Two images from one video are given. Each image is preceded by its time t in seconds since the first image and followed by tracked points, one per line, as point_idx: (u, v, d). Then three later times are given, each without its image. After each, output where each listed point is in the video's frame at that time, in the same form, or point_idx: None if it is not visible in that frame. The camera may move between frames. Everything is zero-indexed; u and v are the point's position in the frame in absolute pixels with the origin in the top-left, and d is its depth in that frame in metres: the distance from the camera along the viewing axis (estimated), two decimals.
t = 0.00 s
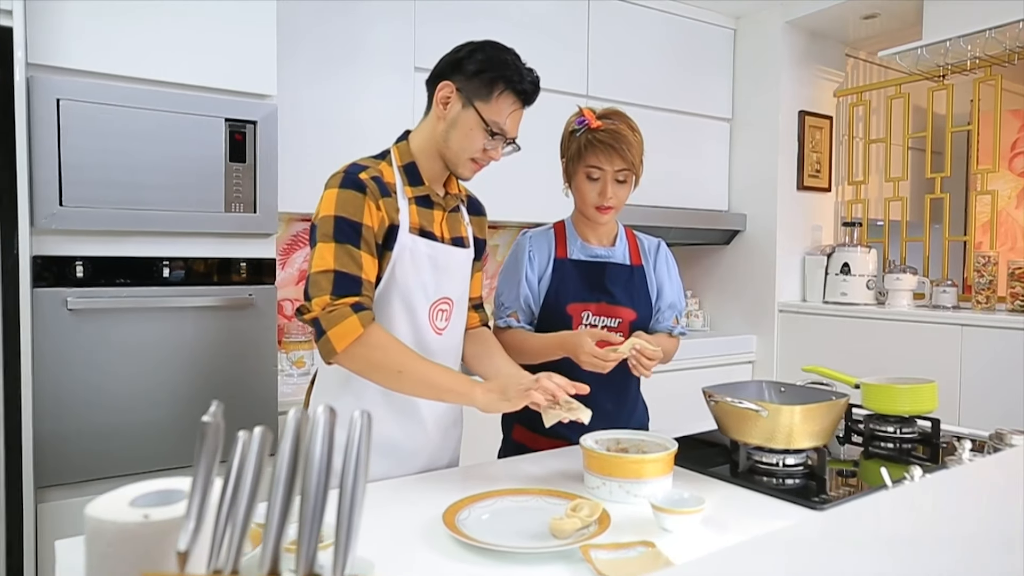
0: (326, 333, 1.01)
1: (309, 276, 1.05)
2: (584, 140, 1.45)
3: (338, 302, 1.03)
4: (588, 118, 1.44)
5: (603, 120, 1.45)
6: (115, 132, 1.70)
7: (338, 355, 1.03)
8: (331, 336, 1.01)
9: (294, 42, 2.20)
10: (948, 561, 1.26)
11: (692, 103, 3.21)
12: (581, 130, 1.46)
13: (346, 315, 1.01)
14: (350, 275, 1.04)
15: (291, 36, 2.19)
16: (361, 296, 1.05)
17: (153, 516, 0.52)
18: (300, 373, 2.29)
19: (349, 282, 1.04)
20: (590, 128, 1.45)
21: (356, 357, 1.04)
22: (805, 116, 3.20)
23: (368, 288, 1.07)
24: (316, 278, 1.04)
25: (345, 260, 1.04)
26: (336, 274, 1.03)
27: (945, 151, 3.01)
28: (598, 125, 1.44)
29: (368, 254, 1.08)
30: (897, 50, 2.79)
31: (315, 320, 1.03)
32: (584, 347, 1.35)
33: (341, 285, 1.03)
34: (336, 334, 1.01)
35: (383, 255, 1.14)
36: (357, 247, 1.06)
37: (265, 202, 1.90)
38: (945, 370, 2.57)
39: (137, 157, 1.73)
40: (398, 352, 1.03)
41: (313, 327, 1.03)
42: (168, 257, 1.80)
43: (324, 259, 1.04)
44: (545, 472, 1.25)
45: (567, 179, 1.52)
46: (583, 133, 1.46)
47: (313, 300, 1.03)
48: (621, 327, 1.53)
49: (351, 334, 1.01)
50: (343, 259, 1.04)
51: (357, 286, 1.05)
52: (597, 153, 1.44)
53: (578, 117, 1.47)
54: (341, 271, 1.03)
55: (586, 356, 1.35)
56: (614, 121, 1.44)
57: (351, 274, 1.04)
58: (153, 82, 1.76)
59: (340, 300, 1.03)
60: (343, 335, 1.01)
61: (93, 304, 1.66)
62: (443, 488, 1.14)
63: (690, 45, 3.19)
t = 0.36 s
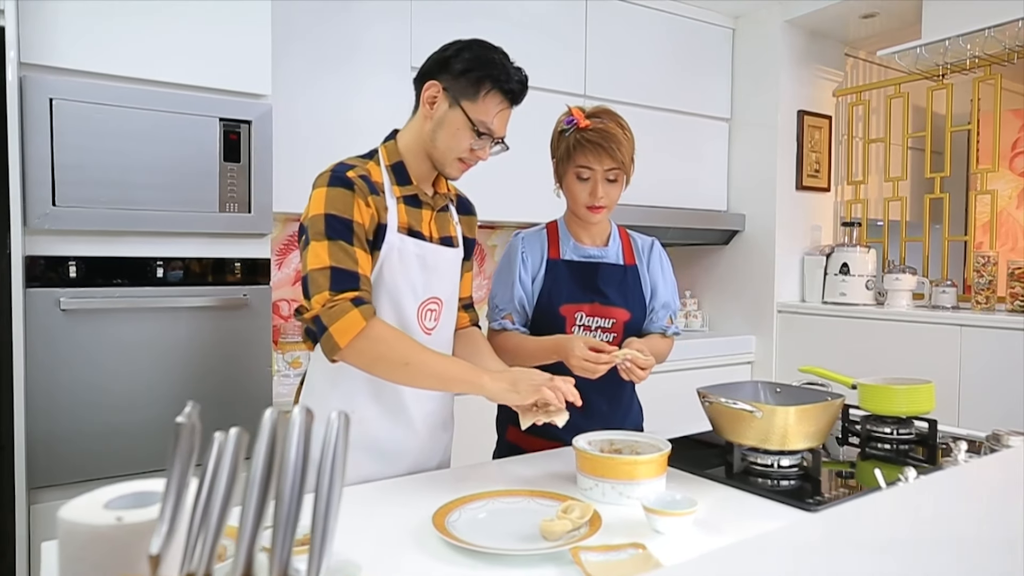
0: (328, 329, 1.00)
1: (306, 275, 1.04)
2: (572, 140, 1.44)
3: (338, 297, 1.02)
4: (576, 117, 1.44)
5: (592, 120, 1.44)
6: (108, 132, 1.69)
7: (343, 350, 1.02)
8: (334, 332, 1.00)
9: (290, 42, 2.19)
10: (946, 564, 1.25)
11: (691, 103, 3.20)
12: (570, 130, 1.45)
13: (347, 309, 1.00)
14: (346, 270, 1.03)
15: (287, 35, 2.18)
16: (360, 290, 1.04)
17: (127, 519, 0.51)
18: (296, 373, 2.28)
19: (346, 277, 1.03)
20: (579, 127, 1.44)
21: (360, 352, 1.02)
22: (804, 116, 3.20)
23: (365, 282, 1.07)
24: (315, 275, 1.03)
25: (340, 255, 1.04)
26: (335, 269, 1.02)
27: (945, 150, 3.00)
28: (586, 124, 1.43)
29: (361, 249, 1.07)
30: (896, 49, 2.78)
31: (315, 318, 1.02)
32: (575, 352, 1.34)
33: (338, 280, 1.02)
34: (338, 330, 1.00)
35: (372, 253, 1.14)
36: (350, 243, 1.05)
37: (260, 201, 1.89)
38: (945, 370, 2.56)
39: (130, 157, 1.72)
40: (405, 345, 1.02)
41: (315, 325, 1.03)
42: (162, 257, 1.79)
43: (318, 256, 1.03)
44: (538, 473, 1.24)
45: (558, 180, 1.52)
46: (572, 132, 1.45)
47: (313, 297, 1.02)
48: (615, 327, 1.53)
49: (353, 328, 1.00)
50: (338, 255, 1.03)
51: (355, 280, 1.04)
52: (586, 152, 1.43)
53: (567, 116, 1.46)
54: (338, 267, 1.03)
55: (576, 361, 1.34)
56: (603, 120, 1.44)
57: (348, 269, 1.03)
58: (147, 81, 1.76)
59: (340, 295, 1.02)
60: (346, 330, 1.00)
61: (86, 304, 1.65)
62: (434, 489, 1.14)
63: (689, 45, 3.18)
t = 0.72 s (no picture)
0: (321, 326, 1.00)
1: (300, 273, 1.04)
2: (566, 139, 1.44)
3: (331, 294, 1.02)
4: (569, 117, 1.43)
5: (585, 119, 1.44)
6: (105, 131, 1.69)
7: (338, 347, 1.02)
8: (328, 329, 1.00)
9: (288, 41, 2.19)
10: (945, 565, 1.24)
11: (690, 103, 3.20)
12: (562, 129, 1.45)
13: (339, 305, 1.00)
14: (339, 267, 1.04)
15: (284, 34, 2.18)
16: (354, 287, 1.04)
17: (107, 520, 0.50)
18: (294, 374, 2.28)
19: (340, 273, 1.03)
20: (572, 127, 1.43)
21: (356, 349, 1.02)
22: (804, 115, 3.19)
23: (360, 279, 1.07)
24: (309, 272, 1.03)
25: (333, 251, 1.04)
26: (328, 265, 1.03)
27: (946, 150, 2.98)
28: (579, 124, 1.43)
29: (356, 246, 1.08)
30: (897, 49, 2.77)
31: (309, 315, 1.02)
32: (571, 351, 1.32)
33: (331, 277, 1.03)
34: (331, 327, 1.00)
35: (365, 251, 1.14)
36: (343, 240, 1.06)
37: (257, 201, 1.89)
38: (945, 370, 2.55)
39: (127, 157, 1.72)
40: (399, 341, 1.01)
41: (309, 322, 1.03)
42: (159, 257, 1.79)
43: (312, 254, 1.04)
44: (534, 474, 1.24)
45: (552, 180, 1.51)
46: (565, 132, 1.44)
47: (306, 295, 1.03)
48: (610, 327, 1.52)
49: (347, 324, 1.00)
50: (331, 252, 1.04)
51: (349, 277, 1.04)
52: (579, 152, 1.43)
53: (561, 115, 1.45)
54: (331, 263, 1.03)
55: (573, 361, 1.32)
56: (596, 119, 1.43)
57: (341, 265, 1.04)
58: (143, 80, 1.76)
59: (333, 292, 1.03)
60: (339, 326, 1.00)
61: (82, 304, 1.65)
62: (428, 490, 1.13)
63: (689, 45, 3.17)
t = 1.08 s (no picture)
0: (312, 333, 1.04)
1: (294, 277, 1.07)
2: (562, 139, 1.44)
3: (321, 301, 1.05)
4: (565, 116, 1.43)
5: (581, 118, 1.43)
6: (103, 131, 1.69)
7: (329, 352, 1.04)
8: (317, 336, 1.03)
9: (286, 41, 2.19)
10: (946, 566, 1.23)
11: (690, 102, 3.19)
12: (558, 129, 1.45)
13: (327, 313, 1.03)
14: (330, 272, 1.06)
15: (282, 34, 2.18)
16: (344, 293, 1.06)
17: (92, 520, 0.50)
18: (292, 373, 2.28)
19: (330, 279, 1.06)
20: (568, 126, 1.43)
21: (349, 355, 1.04)
22: (804, 115, 3.18)
23: (352, 282, 1.09)
24: (301, 277, 1.06)
25: (325, 257, 1.06)
26: (318, 271, 1.05)
27: (946, 150, 2.97)
28: (575, 123, 1.42)
29: (348, 248, 1.10)
30: (897, 48, 2.76)
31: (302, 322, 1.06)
32: (578, 350, 1.31)
33: (321, 284, 1.05)
34: (320, 335, 1.03)
35: (361, 251, 1.16)
36: (335, 243, 1.08)
37: (255, 200, 1.89)
38: (945, 370, 2.54)
39: (125, 157, 1.72)
40: (391, 351, 1.03)
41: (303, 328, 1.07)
42: (157, 257, 1.79)
43: (304, 259, 1.06)
44: (530, 474, 1.24)
45: (548, 180, 1.51)
46: (561, 131, 1.44)
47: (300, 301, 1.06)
48: (608, 326, 1.52)
49: (334, 333, 1.03)
50: (323, 257, 1.06)
51: (339, 283, 1.06)
52: (575, 152, 1.43)
53: (556, 115, 1.45)
54: (321, 269, 1.06)
55: (578, 361, 1.31)
56: (592, 118, 1.43)
57: (332, 271, 1.06)
58: (142, 81, 1.76)
59: (324, 299, 1.05)
60: (327, 333, 1.03)
61: (80, 303, 1.65)
62: (423, 490, 1.13)
63: (688, 44, 3.17)
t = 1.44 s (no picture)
0: (304, 336, 1.06)
1: (286, 278, 1.10)
2: (559, 140, 1.44)
3: (313, 304, 1.07)
4: (562, 117, 1.43)
5: (578, 120, 1.43)
6: (101, 131, 1.70)
7: (320, 355, 1.07)
8: (309, 339, 1.06)
9: (284, 42, 2.19)
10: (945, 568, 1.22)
11: (690, 102, 3.19)
12: (556, 130, 1.44)
13: (319, 316, 1.05)
14: (321, 275, 1.09)
15: (281, 33, 2.18)
16: (336, 296, 1.09)
17: (81, 519, 0.50)
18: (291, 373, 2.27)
19: (321, 282, 1.08)
20: (566, 128, 1.43)
21: (339, 356, 1.07)
22: (804, 115, 3.18)
23: (343, 285, 1.11)
24: (293, 278, 1.09)
25: (316, 259, 1.09)
26: (310, 274, 1.08)
27: (946, 150, 2.97)
28: (572, 125, 1.42)
29: (340, 250, 1.12)
30: (896, 48, 2.76)
31: (294, 324, 1.08)
32: (575, 351, 1.31)
33: (313, 286, 1.08)
34: (312, 337, 1.05)
35: (355, 251, 1.18)
36: (328, 245, 1.10)
37: (253, 200, 1.90)
38: (945, 370, 2.53)
39: (123, 157, 1.72)
40: (379, 352, 1.06)
41: (294, 331, 1.09)
42: (156, 257, 1.79)
43: (297, 260, 1.09)
44: (526, 474, 1.24)
45: (545, 180, 1.51)
46: (559, 133, 1.44)
47: (291, 303, 1.08)
48: (604, 325, 1.52)
49: (325, 336, 1.05)
50: (314, 259, 1.09)
51: (330, 286, 1.09)
52: (572, 153, 1.43)
53: (553, 116, 1.45)
54: (313, 272, 1.08)
55: (575, 361, 1.31)
56: (589, 119, 1.43)
57: (323, 274, 1.09)
58: (141, 81, 1.77)
59: (315, 302, 1.08)
60: (319, 337, 1.05)
61: (79, 303, 1.65)
62: (419, 490, 1.13)
63: (688, 44, 3.17)
